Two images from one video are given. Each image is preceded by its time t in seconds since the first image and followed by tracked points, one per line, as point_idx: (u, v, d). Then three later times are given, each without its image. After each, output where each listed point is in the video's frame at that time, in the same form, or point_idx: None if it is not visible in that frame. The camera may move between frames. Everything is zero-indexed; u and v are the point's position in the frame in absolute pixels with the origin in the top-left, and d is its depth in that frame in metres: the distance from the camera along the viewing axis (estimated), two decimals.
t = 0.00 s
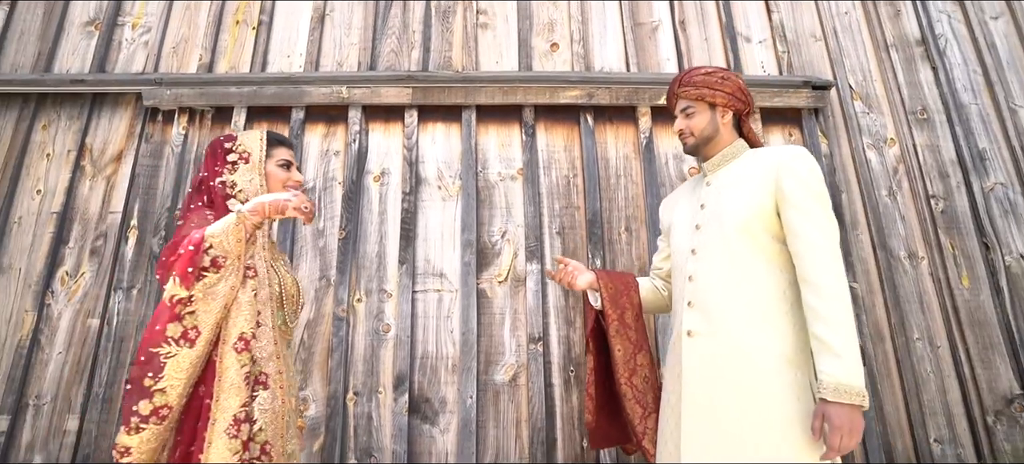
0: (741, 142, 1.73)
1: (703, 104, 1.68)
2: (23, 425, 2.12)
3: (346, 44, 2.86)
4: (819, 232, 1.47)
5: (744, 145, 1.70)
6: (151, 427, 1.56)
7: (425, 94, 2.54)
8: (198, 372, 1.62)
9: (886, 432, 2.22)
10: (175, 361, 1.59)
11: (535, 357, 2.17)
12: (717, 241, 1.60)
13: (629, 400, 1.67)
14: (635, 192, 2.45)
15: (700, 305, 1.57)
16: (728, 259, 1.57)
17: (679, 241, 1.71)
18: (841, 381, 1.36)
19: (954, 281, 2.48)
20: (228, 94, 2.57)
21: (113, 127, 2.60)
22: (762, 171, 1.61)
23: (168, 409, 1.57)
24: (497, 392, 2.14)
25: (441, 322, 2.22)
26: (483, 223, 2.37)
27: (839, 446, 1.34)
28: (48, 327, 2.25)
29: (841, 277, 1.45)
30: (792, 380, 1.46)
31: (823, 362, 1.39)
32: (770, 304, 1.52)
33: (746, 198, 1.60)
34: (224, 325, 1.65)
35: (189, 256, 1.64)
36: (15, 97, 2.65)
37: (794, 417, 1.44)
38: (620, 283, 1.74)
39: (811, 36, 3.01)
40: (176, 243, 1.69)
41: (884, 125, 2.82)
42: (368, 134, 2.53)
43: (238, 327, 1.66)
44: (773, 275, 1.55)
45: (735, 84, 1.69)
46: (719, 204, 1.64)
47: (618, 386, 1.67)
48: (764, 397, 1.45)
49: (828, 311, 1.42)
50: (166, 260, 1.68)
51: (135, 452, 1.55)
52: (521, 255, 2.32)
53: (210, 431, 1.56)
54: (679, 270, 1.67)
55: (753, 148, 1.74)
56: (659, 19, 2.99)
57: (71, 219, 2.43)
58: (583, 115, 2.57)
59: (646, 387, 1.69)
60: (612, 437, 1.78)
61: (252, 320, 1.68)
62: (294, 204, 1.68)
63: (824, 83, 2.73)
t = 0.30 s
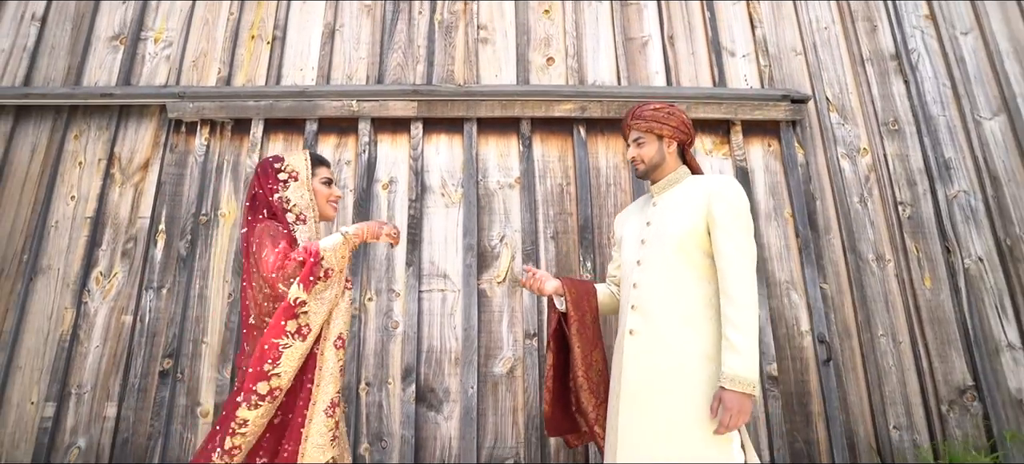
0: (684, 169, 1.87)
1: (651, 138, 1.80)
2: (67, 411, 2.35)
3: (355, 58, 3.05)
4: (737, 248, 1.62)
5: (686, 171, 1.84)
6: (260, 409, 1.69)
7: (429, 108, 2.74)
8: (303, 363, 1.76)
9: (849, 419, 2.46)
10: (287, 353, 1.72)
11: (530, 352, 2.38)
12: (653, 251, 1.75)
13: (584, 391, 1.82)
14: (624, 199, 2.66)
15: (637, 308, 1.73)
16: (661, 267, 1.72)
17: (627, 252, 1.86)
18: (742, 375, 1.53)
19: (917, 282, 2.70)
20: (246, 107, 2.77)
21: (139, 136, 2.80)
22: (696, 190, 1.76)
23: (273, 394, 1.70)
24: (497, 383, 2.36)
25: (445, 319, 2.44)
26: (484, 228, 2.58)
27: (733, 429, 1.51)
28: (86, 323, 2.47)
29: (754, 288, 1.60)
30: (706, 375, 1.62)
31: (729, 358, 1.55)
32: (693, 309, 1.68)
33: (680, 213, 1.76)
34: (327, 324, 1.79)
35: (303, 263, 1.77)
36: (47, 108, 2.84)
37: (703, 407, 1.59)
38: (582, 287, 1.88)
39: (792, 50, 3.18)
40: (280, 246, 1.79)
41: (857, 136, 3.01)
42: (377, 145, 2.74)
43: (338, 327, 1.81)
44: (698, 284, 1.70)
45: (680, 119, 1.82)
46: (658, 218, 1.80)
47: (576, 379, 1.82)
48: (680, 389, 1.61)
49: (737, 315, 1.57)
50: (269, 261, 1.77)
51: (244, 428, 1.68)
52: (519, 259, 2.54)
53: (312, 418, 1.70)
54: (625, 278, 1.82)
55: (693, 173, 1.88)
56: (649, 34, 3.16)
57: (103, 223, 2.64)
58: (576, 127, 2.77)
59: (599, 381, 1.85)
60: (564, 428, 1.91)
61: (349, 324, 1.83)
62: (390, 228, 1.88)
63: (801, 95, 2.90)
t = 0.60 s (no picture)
0: (643, 187, 2.07)
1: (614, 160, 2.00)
2: (101, 398, 2.57)
3: (362, 69, 3.22)
4: (681, 258, 1.82)
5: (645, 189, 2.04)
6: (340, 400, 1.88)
7: (431, 118, 2.94)
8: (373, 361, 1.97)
9: (818, 408, 2.67)
10: (365, 354, 1.93)
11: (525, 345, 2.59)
12: (612, 257, 1.97)
13: (551, 382, 2.00)
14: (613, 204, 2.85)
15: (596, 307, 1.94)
16: (617, 272, 1.93)
17: (593, 260, 2.06)
18: (669, 366, 1.72)
19: (884, 281, 2.91)
20: (260, 116, 2.96)
21: (160, 143, 2.99)
22: (653, 206, 1.96)
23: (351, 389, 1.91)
24: (494, 373, 2.57)
25: (447, 315, 2.64)
26: (483, 231, 2.79)
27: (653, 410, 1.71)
28: (115, 317, 2.68)
29: (691, 293, 1.79)
30: (643, 365, 1.81)
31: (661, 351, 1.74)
32: (640, 309, 1.87)
33: (638, 225, 1.96)
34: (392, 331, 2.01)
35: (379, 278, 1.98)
36: (73, 117, 3.03)
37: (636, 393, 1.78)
38: (553, 290, 2.08)
39: (774, 62, 3.35)
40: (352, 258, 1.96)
41: (834, 143, 3.19)
42: (382, 153, 2.93)
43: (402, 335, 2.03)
44: (646, 287, 1.90)
45: (640, 142, 2.01)
46: (619, 231, 2.00)
47: (545, 370, 2.00)
48: (619, 376, 1.81)
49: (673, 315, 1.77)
50: (342, 270, 1.93)
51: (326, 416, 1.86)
52: (515, 259, 2.75)
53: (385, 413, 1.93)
54: (590, 282, 2.03)
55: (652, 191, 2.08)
56: (639, 46, 3.33)
57: (128, 224, 2.84)
58: (568, 136, 2.97)
59: (564, 374, 2.03)
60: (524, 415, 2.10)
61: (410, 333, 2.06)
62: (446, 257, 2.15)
63: (779, 107, 3.07)
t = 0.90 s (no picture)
0: (613, 200, 2.26)
1: (585, 175, 2.19)
2: (128, 389, 2.78)
3: (367, 80, 3.41)
4: (646, 264, 2.02)
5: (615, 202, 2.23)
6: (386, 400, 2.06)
7: (434, 128, 3.12)
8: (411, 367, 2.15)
9: (792, 400, 2.88)
10: (407, 362, 2.11)
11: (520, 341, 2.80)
12: (585, 262, 2.17)
13: (530, 377, 2.21)
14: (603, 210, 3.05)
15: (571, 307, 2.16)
16: (589, 276, 2.14)
17: (570, 265, 2.26)
18: (629, 358, 1.93)
19: (857, 282, 3.11)
20: (273, 126, 3.14)
21: (178, 150, 3.18)
22: (622, 217, 2.17)
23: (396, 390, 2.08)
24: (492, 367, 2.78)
25: (448, 314, 2.84)
26: (481, 235, 2.99)
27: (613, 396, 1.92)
28: (139, 314, 2.88)
29: (654, 295, 2.00)
30: (608, 358, 2.02)
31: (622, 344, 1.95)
32: (607, 308, 2.08)
33: (608, 234, 2.16)
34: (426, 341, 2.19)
35: (416, 295, 2.16)
36: (96, 126, 3.21)
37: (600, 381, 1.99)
38: (531, 294, 2.27)
39: (758, 74, 3.52)
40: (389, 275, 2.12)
41: (813, 152, 3.37)
42: (387, 161, 3.12)
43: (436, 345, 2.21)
44: (614, 289, 2.10)
45: (609, 159, 2.20)
46: (593, 240, 2.20)
47: (524, 368, 2.20)
48: (587, 368, 2.03)
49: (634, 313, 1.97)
50: (383, 284, 2.09)
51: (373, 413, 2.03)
52: (512, 261, 2.95)
53: (425, 410, 2.10)
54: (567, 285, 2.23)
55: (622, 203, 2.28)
56: (629, 59, 3.50)
57: (149, 228, 3.03)
58: (562, 146, 3.16)
59: (541, 369, 2.24)
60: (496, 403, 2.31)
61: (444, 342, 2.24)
62: (467, 280, 2.32)
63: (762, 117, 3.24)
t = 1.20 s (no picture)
0: (593, 210, 2.46)
1: (569, 190, 2.37)
2: (151, 383, 2.98)
3: (372, 92, 3.60)
4: (624, 271, 2.21)
5: (594, 212, 2.43)
6: (410, 401, 2.18)
7: (436, 139, 3.31)
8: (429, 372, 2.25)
9: (771, 396, 3.08)
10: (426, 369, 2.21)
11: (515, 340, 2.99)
12: (568, 270, 2.36)
13: (518, 374, 2.41)
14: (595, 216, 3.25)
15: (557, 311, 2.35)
16: (573, 283, 2.33)
17: (554, 272, 2.45)
18: (613, 357, 2.13)
19: (834, 285, 3.30)
20: (284, 136, 3.33)
21: (194, 159, 3.37)
22: (601, 227, 2.35)
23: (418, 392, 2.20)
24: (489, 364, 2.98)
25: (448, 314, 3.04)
26: (480, 241, 3.19)
27: (601, 391, 2.12)
28: (159, 314, 3.08)
29: (632, 298, 2.19)
30: (594, 358, 2.21)
31: (607, 345, 2.15)
32: (591, 312, 2.28)
33: (588, 243, 2.36)
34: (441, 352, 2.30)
35: (430, 313, 2.27)
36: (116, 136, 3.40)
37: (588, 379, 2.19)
38: (517, 298, 2.46)
39: (743, 86, 3.70)
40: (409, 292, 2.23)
41: (794, 161, 3.55)
42: (392, 170, 3.32)
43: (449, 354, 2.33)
44: (596, 294, 2.30)
45: (589, 175, 2.39)
46: (575, 248, 2.39)
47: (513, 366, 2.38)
48: (575, 366, 2.22)
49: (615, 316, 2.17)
50: (404, 299, 2.21)
51: (399, 411, 2.14)
52: (509, 265, 3.15)
53: (444, 409, 2.22)
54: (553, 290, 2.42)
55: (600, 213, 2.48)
56: (620, 72, 3.68)
57: (168, 232, 3.22)
58: (556, 156, 3.35)
59: (528, 366, 2.43)
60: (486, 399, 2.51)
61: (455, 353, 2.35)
62: (469, 292, 2.45)
63: (745, 127, 3.43)
